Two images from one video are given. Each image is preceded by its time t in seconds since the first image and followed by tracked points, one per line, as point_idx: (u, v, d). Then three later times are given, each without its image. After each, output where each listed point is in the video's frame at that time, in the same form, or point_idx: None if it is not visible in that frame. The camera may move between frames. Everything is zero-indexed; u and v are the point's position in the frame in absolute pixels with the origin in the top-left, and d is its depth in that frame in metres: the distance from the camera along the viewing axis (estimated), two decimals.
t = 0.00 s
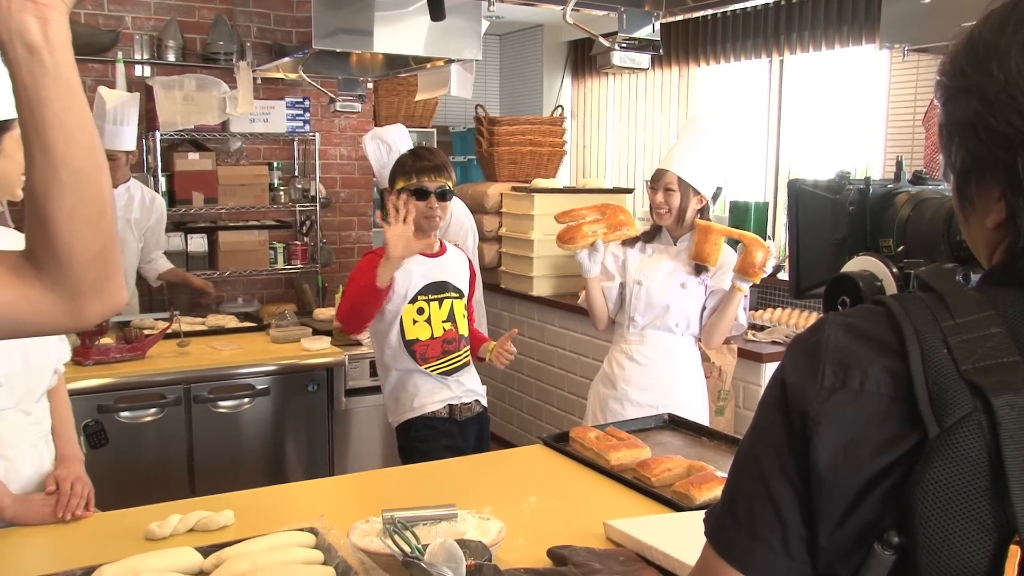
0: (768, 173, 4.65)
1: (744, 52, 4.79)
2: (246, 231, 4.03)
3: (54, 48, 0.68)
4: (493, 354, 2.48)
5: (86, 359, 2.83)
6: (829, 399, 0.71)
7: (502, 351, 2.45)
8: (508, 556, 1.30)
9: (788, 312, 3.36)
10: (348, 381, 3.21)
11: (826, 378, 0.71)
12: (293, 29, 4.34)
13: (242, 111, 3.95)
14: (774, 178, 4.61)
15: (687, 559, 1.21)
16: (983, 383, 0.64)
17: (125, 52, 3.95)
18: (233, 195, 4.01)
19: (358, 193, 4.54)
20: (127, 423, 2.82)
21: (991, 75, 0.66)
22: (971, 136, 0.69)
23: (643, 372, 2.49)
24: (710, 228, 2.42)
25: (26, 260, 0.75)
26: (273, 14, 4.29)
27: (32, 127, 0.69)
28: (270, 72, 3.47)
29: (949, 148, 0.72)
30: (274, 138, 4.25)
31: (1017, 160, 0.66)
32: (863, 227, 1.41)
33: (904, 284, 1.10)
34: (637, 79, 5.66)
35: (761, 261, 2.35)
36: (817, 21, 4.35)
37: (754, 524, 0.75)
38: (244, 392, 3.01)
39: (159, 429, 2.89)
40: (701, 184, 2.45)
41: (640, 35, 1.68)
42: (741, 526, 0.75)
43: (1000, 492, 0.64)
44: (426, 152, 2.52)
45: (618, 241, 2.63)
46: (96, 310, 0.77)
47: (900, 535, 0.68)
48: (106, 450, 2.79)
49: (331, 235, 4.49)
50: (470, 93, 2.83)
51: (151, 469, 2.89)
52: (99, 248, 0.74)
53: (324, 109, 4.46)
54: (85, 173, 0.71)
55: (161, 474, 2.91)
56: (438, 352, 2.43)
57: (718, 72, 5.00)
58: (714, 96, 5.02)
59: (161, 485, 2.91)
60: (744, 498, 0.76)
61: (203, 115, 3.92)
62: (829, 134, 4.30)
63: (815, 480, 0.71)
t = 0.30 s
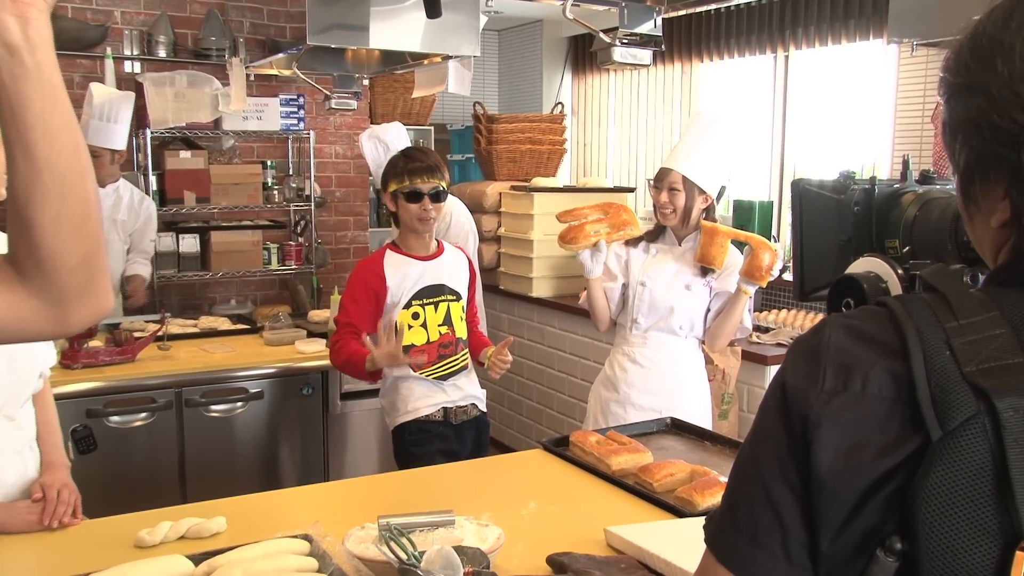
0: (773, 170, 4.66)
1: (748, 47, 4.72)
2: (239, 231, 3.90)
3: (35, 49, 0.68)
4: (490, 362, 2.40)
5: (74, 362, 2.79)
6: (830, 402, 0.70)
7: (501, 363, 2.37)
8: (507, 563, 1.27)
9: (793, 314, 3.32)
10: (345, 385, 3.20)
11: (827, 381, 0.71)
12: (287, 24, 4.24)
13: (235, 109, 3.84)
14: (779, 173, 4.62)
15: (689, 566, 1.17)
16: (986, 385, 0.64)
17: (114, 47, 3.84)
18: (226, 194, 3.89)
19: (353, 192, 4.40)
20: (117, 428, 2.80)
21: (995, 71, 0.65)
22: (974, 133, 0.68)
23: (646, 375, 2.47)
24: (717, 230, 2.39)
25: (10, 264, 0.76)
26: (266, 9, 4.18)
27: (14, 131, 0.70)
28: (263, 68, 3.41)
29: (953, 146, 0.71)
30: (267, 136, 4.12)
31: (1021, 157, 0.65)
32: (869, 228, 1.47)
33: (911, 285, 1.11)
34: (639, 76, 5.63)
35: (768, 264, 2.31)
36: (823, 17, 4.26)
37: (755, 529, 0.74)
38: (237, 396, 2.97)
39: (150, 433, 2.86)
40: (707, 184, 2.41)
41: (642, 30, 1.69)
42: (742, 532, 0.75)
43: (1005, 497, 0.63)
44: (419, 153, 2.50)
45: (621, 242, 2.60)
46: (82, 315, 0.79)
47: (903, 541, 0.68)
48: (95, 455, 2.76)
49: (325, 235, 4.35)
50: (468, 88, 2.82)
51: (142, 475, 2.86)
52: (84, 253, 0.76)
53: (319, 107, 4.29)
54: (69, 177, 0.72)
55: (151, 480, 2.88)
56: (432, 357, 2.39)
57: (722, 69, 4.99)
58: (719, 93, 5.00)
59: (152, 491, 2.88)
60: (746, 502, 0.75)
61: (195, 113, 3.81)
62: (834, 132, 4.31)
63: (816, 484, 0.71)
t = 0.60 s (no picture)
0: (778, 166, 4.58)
1: (755, 41, 4.74)
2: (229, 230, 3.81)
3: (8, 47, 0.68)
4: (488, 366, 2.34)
5: (56, 365, 2.77)
6: (830, 408, 0.70)
7: (499, 367, 2.31)
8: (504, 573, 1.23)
9: (800, 316, 3.26)
10: (338, 389, 3.14)
11: (827, 386, 0.70)
12: (278, 16, 4.19)
13: (224, 103, 3.77)
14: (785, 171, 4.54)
15: None
16: (991, 391, 0.63)
17: (98, 39, 3.78)
18: (214, 192, 3.77)
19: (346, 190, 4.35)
20: (101, 433, 2.75)
21: (1001, 66, 0.64)
22: (978, 130, 0.66)
23: (647, 380, 2.42)
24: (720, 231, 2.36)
25: None
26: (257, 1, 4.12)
27: None
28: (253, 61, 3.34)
29: (958, 143, 0.70)
30: (258, 132, 4.04)
31: None
32: (876, 228, 1.41)
33: (917, 288, 1.07)
34: (643, 70, 5.62)
35: (774, 266, 2.28)
36: (833, 8, 4.26)
37: (752, 539, 0.74)
38: (226, 400, 2.93)
39: (135, 438, 2.81)
40: (709, 180, 2.38)
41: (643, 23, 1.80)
42: (739, 542, 0.75)
43: (1009, 506, 0.63)
44: (434, 138, 2.45)
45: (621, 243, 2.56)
46: (60, 323, 0.79)
47: (904, 551, 0.68)
48: (78, 461, 2.72)
49: (319, 233, 4.31)
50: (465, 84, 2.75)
51: (127, 483, 2.81)
52: (62, 259, 0.76)
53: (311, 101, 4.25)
54: (45, 179, 0.72)
55: (136, 488, 2.83)
56: (427, 351, 2.37)
57: (727, 61, 4.96)
58: (722, 88, 4.98)
59: (139, 497, 2.84)
60: (743, 511, 0.75)
61: (182, 107, 3.72)
62: (842, 132, 4.23)
63: (815, 492, 0.70)
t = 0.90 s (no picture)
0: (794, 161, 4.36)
1: (766, 26, 4.48)
2: (210, 228, 3.56)
3: None
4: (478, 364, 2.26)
5: (25, 372, 2.67)
6: (835, 415, 0.70)
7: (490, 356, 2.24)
8: None
9: (817, 318, 3.14)
10: (327, 397, 3.08)
11: (832, 393, 0.71)
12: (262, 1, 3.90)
13: (206, 95, 3.54)
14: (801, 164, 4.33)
15: None
16: (1004, 397, 0.63)
17: (69, 25, 3.47)
18: (195, 188, 3.51)
19: (336, 185, 4.10)
20: (74, 444, 2.67)
21: (1017, 50, 0.64)
22: (994, 120, 0.66)
23: (655, 386, 2.35)
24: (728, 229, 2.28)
25: None
26: None
27: None
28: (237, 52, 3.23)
29: (973, 136, 0.70)
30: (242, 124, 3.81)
31: None
32: (893, 223, 1.35)
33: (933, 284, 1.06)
34: (649, 57, 5.37)
35: (785, 264, 2.21)
36: None
37: (755, 552, 0.75)
38: (209, 409, 2.86)
39: (111, 449, 2.73)
40: (712, 174, 2.31)
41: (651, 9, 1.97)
42: (743, 555, 0.76)
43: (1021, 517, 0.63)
44: (425, 130, 2.35)
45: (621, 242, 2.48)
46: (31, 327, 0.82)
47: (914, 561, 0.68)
48: (50, 475, 2.64)
49: (306, 232, 4.06)
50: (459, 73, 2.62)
51: (103, 497, 2.73)
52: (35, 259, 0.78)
53: (298, 93, 3.98)
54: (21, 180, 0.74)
55: (112, 503, 2.75)
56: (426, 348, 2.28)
57: (739, 47, 4.68)
58: (734, 73, 4.72)
59: (116, 512, 2.76)
60: (746, 523, 0.76)
61: (161, 97, 3.49)
62: (859, 123, 4.00)
63: (822, 503, 0.70)
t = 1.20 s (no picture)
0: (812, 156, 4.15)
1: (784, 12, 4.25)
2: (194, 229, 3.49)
3: None
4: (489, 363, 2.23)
5: None
6: (841, 425, 0.66)
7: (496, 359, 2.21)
8: None
9: (836, 323, 3.02)
10: (315, 407, 2.99)
11: (839, 402, 0.67)
12: None
13: (185, 86, 3.46)
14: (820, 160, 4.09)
15: None
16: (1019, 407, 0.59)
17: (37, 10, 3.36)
18: (176, 186, 3.43)
19: (325, 183, 4.01)
20: (45, 459, 2.60)
21: None
22: (1013, 115, 0.61)
23: (664, 396, 2.27)
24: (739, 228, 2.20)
25: None
26: None
27: None
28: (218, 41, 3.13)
29: (990, 132, 0.64)
30: (224, 119, 3.72)
31: None
32: (914, 224, 1.26)
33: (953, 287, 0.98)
34: (658, 48, 5.14)
35: (800, 265, 2.14)
36: None
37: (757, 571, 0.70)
38: (189, 420, 2.79)
39: (85, 464, 2.66)
40: (722, 170, 2.24)
41: None
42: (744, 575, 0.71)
43: None
44: (406, 128, 2.31)
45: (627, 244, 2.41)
46: None
47: None
48: (18, 492, 2.56)
49: (294, 232, 3.97)
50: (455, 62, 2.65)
51: (76, 515, 2.66)
52: None
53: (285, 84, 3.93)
54: None
55: (84, 518, 2.67)
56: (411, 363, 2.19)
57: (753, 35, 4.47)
58: (749, 62, 4.49)
59: (87, 533, 2.68)
60: (748, 541, 0.71)
61: (137, 90, 3.41)
62: (880, 115, 3.79)
63: (828, 519, 0.66)
